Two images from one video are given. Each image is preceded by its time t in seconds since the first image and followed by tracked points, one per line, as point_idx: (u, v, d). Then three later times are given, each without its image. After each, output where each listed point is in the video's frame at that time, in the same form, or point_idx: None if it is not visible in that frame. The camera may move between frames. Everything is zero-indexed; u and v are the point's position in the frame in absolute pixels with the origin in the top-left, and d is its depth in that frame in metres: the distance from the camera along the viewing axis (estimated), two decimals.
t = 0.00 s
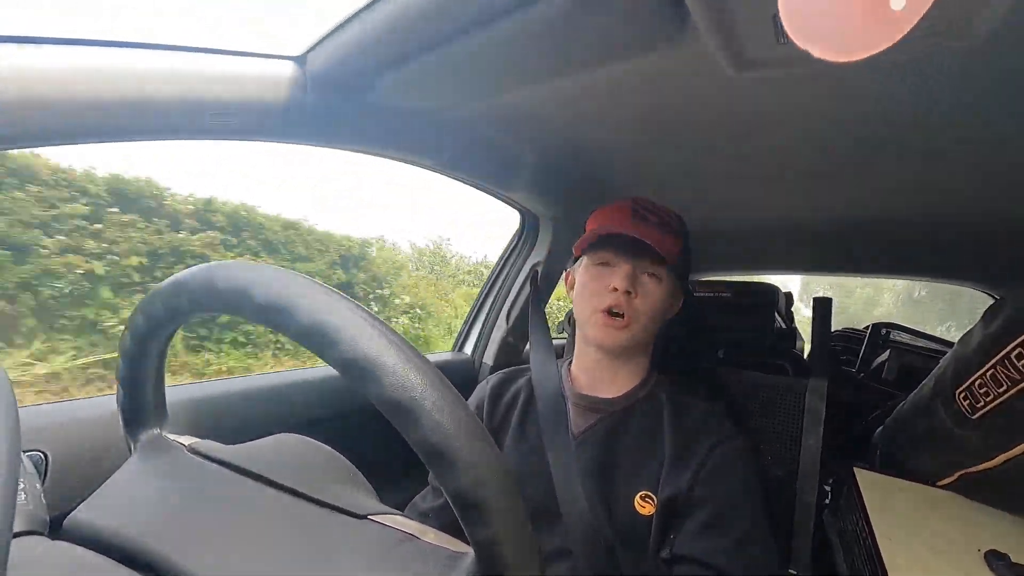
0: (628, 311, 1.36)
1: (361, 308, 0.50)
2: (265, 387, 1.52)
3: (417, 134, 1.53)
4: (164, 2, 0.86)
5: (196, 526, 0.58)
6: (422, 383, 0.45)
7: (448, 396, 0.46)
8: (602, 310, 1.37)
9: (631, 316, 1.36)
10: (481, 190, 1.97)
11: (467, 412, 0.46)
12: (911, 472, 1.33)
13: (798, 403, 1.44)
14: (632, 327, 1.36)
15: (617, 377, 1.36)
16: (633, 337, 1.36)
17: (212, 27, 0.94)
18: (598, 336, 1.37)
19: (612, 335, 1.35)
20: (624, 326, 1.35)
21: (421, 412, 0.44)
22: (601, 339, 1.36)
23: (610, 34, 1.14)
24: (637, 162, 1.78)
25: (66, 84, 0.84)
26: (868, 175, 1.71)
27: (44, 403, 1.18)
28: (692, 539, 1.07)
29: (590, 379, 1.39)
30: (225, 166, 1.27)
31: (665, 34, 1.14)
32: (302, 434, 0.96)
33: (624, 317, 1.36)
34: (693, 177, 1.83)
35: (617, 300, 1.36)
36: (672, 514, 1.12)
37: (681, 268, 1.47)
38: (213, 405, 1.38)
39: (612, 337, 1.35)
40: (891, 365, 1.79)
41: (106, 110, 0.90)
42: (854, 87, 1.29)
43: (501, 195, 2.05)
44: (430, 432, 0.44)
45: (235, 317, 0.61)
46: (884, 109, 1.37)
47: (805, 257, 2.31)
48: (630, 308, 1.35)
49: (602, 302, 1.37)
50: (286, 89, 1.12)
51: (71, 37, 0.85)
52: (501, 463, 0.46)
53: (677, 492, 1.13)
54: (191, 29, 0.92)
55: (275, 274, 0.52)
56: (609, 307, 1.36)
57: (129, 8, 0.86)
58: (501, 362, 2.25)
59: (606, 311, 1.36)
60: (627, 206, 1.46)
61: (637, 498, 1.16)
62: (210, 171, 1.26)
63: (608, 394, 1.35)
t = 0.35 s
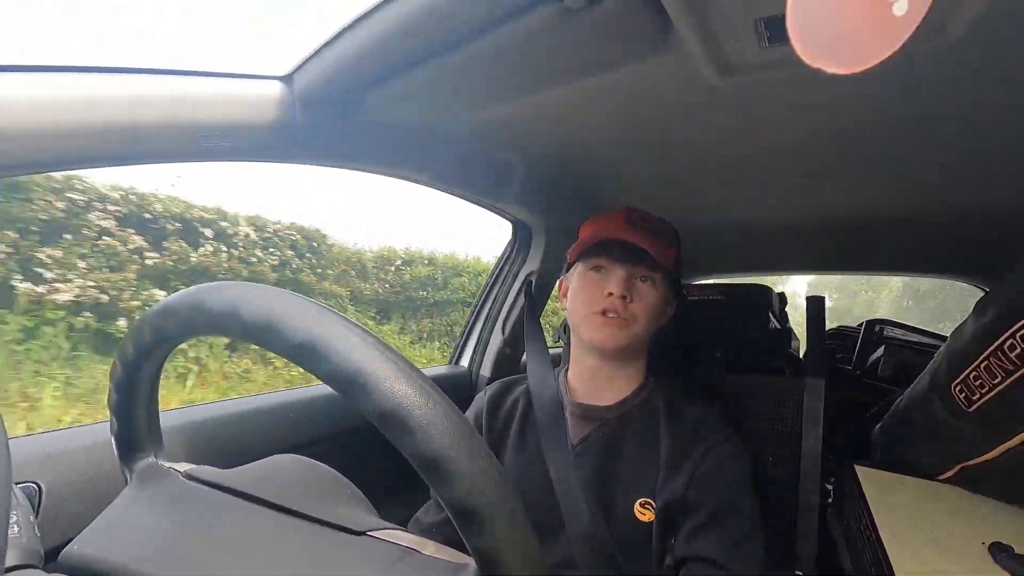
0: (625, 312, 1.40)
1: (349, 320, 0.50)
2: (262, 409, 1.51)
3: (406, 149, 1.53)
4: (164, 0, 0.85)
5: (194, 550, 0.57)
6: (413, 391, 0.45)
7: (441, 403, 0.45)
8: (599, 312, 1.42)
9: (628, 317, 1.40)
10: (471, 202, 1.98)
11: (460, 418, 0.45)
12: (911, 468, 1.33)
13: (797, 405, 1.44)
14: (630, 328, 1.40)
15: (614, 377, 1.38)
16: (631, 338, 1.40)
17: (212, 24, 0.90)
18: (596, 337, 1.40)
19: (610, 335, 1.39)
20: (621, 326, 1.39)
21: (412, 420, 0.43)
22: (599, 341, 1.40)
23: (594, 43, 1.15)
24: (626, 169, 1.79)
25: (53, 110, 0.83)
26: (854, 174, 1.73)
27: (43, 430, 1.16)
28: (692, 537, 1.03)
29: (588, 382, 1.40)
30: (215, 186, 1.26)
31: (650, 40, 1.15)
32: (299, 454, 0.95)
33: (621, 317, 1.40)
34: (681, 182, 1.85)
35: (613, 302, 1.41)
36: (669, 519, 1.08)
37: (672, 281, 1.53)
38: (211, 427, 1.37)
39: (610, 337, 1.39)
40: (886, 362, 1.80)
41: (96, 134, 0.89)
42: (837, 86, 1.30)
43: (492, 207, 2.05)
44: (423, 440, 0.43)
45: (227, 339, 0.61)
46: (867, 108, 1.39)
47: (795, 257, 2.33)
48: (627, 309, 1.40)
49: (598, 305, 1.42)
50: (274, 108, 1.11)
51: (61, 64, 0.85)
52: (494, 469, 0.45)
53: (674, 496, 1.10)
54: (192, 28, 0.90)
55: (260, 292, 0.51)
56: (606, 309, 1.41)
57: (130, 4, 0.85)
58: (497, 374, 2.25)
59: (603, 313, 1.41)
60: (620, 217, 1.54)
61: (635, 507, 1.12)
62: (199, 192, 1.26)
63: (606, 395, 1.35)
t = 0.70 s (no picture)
0: (598, 293, 1.39)
1: (350, 309, 0.50)
2: (262, 395, 1.52)
3: (404, 137, 1.53)
4: None
5: (197, 533, 0.57)
6: (416, 381, 0.45)
7: (443, 393, 0.46)
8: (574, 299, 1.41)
9: (601, 297, 1.39)
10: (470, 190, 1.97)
11: (458, 404, 0.46)
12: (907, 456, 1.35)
13: (794, 393, 1.45)
14: (605, 308, 1.39)
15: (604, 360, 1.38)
16: (608, 318, 1.38)
17: (212, 27, 0.94)
18: (574, 324, 1.40)
19: (587, 319, 1.39)
20: (597, 308, 1.39)
21: (415, 409, 0.44)
22: (577, 327, 1.40)
23: (594, 30, 1.14)
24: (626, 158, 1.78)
25: (50, 97, 0.83)
26: (855, 163, 1.72)
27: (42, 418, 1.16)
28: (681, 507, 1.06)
29: (580, 369, 1.40)
30: (214, 174, 1.26)
31: (649, 28, 1.14)
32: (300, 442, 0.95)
33: (594, 299, 1.39)
34: (681, 171, 1.84)
35: (585, 285, 1.41)
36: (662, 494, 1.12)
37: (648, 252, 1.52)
38: (211, 414, 1.37)
39: (586, 321, 1.39)
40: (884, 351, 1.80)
41: (94, 123, 0.89)
42: (839, 74, 1.29)
43: (491, 194, 2.05)
44: (426, 429, 0.43)
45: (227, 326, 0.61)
46: (869, 97, 1.38)
47: (794, 245, 2.33)
48: (599, 290, 1.39)
49: (573, 291, 1.42)
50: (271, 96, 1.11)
51: (58, 51, 0.85)
52: (496, 457, 0.46)
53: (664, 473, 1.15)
54: (193, 28, 0.92)
55: (262, 280, 0.51)
56: (579, 294, 1.41)
57: (129, 8, 0.88)
58: (496, 362, 2.25)
59: (577, 299, 1.40)
60: (586, 199, 1.52)
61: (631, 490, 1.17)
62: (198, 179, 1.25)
63: (599, 380, 1.36)
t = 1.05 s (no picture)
0: (607, 303, 1.36)
1: (347, 316, 0.50)
2: (259, 403, 1.51)
3: (400, 142, 1.53)
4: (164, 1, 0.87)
5: (194, 544, 0.57)
6: (412, 387, 0.44)
7: (440, 399, 0.45)
8: (581, 307, 1.37)
9: (609, 308, 1.36)
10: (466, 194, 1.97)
11: (456, 413, 0.45)
12: (908, 455, 1.35)
13: (793, 395, 1.45)
14: (613, 318, 1.36)
15: (610, 370, 1.35)
16: (616, 328, 1.35)
17: (212, 27, 0.92)
18: (580, 333, 1.37)
19: (594, 328, 1.35)
20: (604, 318, 1.35)
21: (411, 415, 0.43)
22: (584, 336, 1.36)
23: (589, 35, 1.15)
24: (621, 162, 1.78)
25: (47, 108, 0.83)
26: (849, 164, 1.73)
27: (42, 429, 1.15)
28: (693, 531, 1.11)
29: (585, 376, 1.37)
30: (211, 181, 1.26)
31: (642, 34, 1.15)
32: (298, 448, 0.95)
33: (603, 309, 1.36)
34: (677, 174, 1.84)
35: (593, 294, 1.37)
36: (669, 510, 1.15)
37: (654, 259, 1.48)
38: (209, 422, 1.37)
39: (594, 330, 1.35)
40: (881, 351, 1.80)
41: (89, 133, 0.88)
42: (832, 77, 1.30)
43: (487, 199, 2.05)
44: (422, 434, 0.43)
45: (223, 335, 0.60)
46: (861, 98, 1.38)
47: (790, 246, 2.33)
48: (608, 300, 1.36)
49: (580, 300, 1.38)
50: (267, 104, 1.11)
51: (53, 60, 0.84)
52: (493, 460, 0.46)
53: (675, 487, 1.16)
54: (192, 28, 0.91)
55: (258, 288, 0.51)
56: (587, 303, 1.37)
57: (129, 7, 0.87)
58: (495, 367, 2.25)
59: (585, 307, 1.36)
60: (593, 205, 1.48)
61: (635, 495, 1.19)
62: (194, 187, 1.25)
63: (606, 390, 1.34)
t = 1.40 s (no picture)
0: (597, 310, 1.36)
1: (346, 320, 0.49)
2: (258, 405, 1.50)
3: (401, 144, 1.53)
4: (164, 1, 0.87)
5: (191, 544, 0.56)
6: (413, 392, 0.44)
7: (440, 406, 0.45)
8: (571, 317, 1.37)
9: (600, 314, 1.36)
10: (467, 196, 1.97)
11: (456, 417, 0.46)
12: (909, 460, 1.34)
13: (793, 398, 1.44)
14: (605, 324, 1.36)
15: (607, 376, 1.35)
16: (608, 333, 1.35)
17: (211, 28, 0.93)
18: (573, 342, 1.36)
19: (587, 336, 1.35)
20: (596, 324, 1.35)
21: (412, 421, 0.43)
22: (577, 344, 1.35)
23: (589, 38, 1.15)
24: (622, 165, 1.79)
25: (49, 108, 0.83)
26: (850, 167, 1.73)
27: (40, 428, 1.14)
28: (688, 539, 1.11)
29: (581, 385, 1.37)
30: (211, 182, 1.26)
31: (643, 36, 1.15)
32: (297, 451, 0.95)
33: (593, 317, 1.35)
34: (677, 177, 1.85)
35: (582, 303, 1.37)
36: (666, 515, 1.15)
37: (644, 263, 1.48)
38: (208, 423, 1.36)
39: (586, 338, 1.34)
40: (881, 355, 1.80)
41: (89, 133, 0.88)
42: (833, 80, 1.30)
43: (487, 201, 2.05)
44: (422, 440, 0.43)
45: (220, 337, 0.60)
46: (862, 102, 1.39)
47: (789, 249, 2.34)
48: (597, 307, 1.36)
49: (569, 310, 1.38)
50: (268, 105, 1.11)
51: (54, 60, 0.85)
52: (491, 462, 0.46)
53: (672, 492, 1.16)
54: (192, 28, 0.92)
55: (259, 290, 0.51)
56: (577, 312, 1.36)
57: (128, 6, 0.87)
58: (494, 369, 2.24)
59: (575, 316, 1.36)
60: (576, 213, 1.47)
61: (632, 503, 1.19)
62: (195, 188, 1.25)
63: (605, 396, 1.33)
